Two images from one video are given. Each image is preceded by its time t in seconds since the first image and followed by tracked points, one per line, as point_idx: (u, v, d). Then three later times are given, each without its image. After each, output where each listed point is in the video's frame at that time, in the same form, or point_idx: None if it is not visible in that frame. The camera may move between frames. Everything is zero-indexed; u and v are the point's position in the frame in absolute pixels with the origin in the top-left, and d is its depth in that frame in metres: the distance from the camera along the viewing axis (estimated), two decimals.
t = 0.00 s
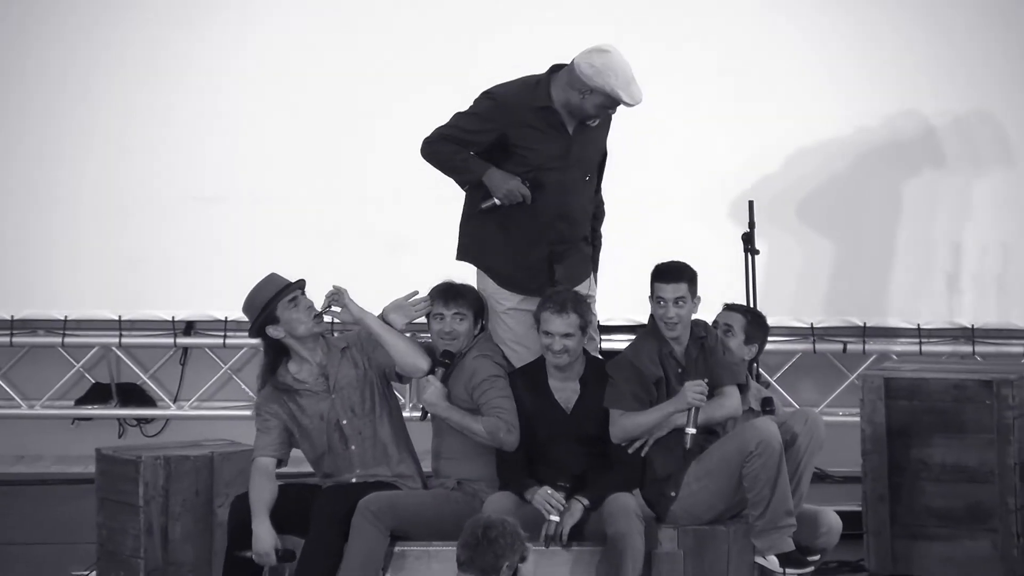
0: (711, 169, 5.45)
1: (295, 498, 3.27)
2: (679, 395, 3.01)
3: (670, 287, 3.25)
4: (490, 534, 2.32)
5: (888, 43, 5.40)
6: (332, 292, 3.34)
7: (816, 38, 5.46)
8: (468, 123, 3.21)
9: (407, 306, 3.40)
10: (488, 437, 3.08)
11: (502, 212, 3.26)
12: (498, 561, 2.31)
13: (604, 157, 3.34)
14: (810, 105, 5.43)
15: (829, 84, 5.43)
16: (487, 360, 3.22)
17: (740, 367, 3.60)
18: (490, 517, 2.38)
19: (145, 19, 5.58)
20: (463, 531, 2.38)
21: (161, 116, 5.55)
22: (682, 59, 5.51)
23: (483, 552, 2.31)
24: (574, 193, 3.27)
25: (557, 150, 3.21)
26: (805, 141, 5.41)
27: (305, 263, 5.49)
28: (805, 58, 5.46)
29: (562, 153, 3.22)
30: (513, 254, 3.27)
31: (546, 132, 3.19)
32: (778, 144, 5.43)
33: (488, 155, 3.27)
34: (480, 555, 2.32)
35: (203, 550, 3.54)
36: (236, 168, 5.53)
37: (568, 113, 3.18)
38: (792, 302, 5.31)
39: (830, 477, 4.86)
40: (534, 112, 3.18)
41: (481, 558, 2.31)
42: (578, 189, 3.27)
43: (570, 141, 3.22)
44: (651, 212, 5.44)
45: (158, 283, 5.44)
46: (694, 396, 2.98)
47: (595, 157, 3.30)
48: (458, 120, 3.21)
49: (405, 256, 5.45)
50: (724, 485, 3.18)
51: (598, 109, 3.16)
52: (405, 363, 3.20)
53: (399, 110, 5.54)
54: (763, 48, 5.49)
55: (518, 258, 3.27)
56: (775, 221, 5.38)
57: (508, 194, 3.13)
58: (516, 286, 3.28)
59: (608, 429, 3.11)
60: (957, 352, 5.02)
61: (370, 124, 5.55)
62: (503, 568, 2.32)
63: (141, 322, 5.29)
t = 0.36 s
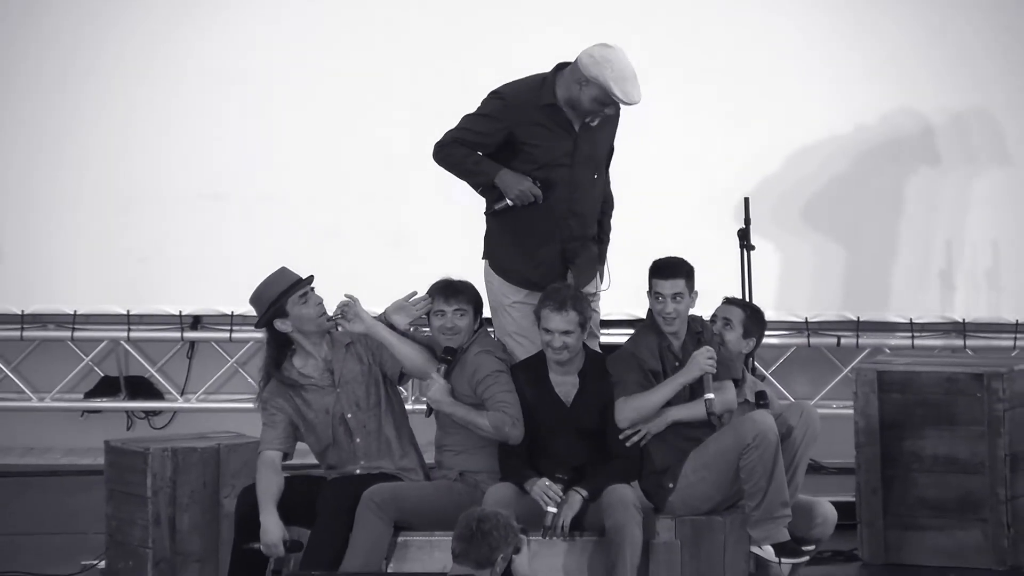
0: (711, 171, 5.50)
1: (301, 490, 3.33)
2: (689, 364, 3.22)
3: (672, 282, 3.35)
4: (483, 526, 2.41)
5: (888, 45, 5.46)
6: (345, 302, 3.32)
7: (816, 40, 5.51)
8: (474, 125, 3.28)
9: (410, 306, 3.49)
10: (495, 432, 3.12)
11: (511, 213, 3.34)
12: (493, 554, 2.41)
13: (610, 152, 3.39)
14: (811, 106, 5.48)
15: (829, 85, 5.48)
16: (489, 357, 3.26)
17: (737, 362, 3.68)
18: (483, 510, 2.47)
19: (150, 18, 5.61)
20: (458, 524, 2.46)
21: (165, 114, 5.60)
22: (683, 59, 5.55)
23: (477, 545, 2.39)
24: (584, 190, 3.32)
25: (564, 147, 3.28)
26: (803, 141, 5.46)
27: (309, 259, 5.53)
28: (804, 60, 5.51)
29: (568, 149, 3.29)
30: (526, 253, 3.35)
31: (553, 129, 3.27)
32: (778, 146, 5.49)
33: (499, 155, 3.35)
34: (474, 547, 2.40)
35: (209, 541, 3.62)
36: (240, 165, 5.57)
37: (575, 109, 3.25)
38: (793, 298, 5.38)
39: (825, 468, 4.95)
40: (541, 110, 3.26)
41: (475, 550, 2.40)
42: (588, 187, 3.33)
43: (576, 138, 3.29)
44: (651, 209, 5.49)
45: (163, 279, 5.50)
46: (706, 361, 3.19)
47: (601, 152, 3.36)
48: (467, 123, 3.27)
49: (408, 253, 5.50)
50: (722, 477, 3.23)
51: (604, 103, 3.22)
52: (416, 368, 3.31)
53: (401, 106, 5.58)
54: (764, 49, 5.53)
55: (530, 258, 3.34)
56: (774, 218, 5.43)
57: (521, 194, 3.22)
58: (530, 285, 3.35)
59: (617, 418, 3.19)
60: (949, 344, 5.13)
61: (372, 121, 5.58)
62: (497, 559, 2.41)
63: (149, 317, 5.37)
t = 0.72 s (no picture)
0: (710, 174, 5.43)
1: (300, 492, 3.33)
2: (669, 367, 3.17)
3: (663, 279, 3.31)
4: (479, 529, 2.51)
5: (885, 44, 5.33)
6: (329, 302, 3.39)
7: (812, 39, 5.39)
8: (472, 133, 3.54)
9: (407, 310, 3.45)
10: (506, 449, 3.12)
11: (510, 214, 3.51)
12: (489, 555, 2.51)
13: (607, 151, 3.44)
14: (806, 106, 5.37)
15: (823, 86, 5.36)
16: (485, 361, 3.25)
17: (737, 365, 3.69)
18: (480, 513, 2.58)
19: (148, 18, 5.60)
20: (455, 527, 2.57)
21: (164, 119, 5.59)
22: (677, 61, 5.48)
23: (474, 547, 2.50)
24: (574, 190, 3.42)
25: (548, 146, 3.42)
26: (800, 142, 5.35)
27: (307, 262, 5.53)
28: (799, 60, 5.39)
29: (553, 149, 3.42)
30: (527, 254, 3.49)
31: (537, 130, 3.43)
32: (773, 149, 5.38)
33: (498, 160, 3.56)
34: (471, 549, 2.51)
35: (209, 543, 3.62)
36: (238, 170, 5.57)
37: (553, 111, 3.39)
38: (796, 301, 5.33)
39: (825, 470, 4.96)
40: (523, 113, 3.45)
41: (473, 552, 2.51)
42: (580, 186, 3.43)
43: (562, 137, 3.41)
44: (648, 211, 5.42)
45: (163, 281, 5.51)
46: (681, 362, 3.13)
47: (594, 151, 3.42)
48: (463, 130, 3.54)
49: (407, 255, 5.50)
50: (722, 479, 3.23)
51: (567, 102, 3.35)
52: (393, 375, 3.29)
53: (399, 111, 5.57)
54: (757, 50, 5.43)
55: (530, 258, 3.48)
56: (774, 223, 5.35)
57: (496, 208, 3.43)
58: (530, 285, 3.49)
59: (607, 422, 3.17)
60: (947, 348, 5.14)
61: (372, 123, 5.58)
62: (493, 560, 2.52)
63: (148, 319, 5.47)
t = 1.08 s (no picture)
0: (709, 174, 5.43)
1: (300, 492, 3.33)
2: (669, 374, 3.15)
3: (670, 282, 3.31)
4: (485, 531, 2.39)
5: (885, 44, 5.34)
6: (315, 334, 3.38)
7: (810, 40, 5.39)
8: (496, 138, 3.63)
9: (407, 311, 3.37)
10: (506, 453, 3.13)
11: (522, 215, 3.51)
12: (495, 558, 2.39)
13: (587, 146, 3.34)
14: (807, 106, 5.35)
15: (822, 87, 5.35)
16: (484, 365, 3.25)
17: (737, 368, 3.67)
18: (484, 514, 2.46)
19: (147, 17, 5.60)
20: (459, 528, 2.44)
21: (164, 120, 5.59)
22: (677, 60, 5.47)
23: (480, 549, 2.38)
24: (557, 189, 3.38)
25: (532, 145, 3.41)
26: (798, 142, 5.35)
27: (306, 262, 5.52)
28: (798, 61, 5.39)
29: (536, 148, 3.40)
30: (527, 252, 3.51)
31: (523, 130, 3.43)
32: (773, 149, 5.38)
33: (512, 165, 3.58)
34: (476, 552, 2.39)
35: (208, 543, 3.62)
36: (238, 169, 5.57)
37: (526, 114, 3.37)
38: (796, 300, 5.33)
39: (825, 469, 4.97)
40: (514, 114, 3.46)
41: (478, 555, 2.38)
42: (561, 188, 3.38)
43: (542, 135, 3.38)
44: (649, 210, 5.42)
45: (163, 281, 5.50)
46: (683, 372, 3.12)
47: (572, 147, 3.34)
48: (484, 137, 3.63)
49: (407, 255, 5.50)
50: (721, 479, 3.23)
51: (529, 103, 3.28)
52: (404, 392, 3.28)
53: (399, 110, 5.58)
54: (756, 51, 5.43)
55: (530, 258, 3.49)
56: (767, 219, 5.39)
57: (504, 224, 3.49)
58: (528, 283, 3.51)
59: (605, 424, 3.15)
60: (947, 347, 5.06)
61: (372, 123, 5.58)
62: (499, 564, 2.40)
63: (149, 319, 5.40)
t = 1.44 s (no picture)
0: (711, 167, 5.40)
1: (301, 482, 3.33)
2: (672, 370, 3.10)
3: (674, 270, 3.28)
4: (491, 528, 2.29)
5: (886, 34, 5.33)
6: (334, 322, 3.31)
7: (811, 32, 5.38)
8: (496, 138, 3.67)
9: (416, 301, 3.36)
10: (506, 444, 3.13)
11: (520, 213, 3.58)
12: (501, 556, 2.28)
13: (564, 141, 3.35)
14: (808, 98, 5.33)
15: (822, 79, 5.35)
16: (488, 354, 3.25)
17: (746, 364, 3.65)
18: (489, 514, 2.35)
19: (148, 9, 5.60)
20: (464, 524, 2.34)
21: (164, 112, 5.59)
22: (678, 54, 5.46)
23: (486, 547, 2.28)
24: (542, 184, 3.40)
25: (514, 144, 3.43)
26: (801, 133, 5.32)
27: (307, 254, 5.52)
28: (799, 53, 5.38)
29: (518, 147, 3.42)
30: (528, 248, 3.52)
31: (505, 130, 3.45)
32: (775, 143, 5.33)
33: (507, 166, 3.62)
34: (481, 550, 2.29)
35: (209, 533, 3.64)
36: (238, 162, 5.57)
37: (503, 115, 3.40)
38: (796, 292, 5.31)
39: (825, 460, 4.97)
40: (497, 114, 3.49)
41: (484, 553, 2.28)
42: (545, 184, 3.39)
43: (522, 133, 3.40)
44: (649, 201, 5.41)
45: (163, 274, 5.51)
46: (684, 369, 3.06)
47: (550, 143, 3.36)
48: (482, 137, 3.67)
49: (408, 246, 5.49)
50: (722, 470, 3.21)
51: (499, 104, 3.33)
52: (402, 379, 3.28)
53: (400, 103, 5.56)
54: (756, 44, 5.42)
55: (529, 253, 3.50)
56: (771, 211, 5.35)
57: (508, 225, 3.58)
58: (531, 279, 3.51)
59: (606, 414, 3.15)
60: (948, 338, 5.09)
61: (372, 114, 5.57)
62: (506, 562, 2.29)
63: (148, 309, 5.43)
